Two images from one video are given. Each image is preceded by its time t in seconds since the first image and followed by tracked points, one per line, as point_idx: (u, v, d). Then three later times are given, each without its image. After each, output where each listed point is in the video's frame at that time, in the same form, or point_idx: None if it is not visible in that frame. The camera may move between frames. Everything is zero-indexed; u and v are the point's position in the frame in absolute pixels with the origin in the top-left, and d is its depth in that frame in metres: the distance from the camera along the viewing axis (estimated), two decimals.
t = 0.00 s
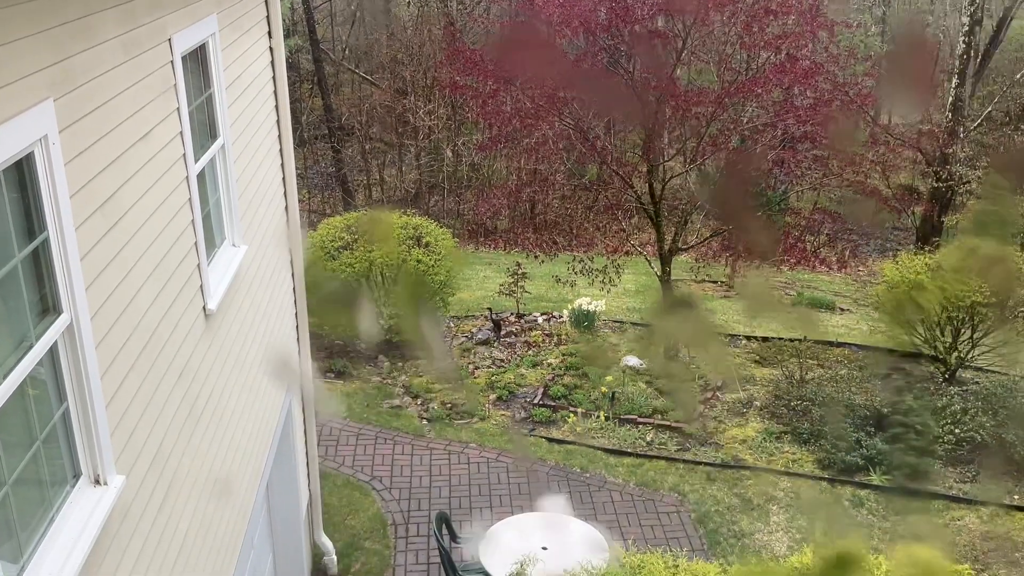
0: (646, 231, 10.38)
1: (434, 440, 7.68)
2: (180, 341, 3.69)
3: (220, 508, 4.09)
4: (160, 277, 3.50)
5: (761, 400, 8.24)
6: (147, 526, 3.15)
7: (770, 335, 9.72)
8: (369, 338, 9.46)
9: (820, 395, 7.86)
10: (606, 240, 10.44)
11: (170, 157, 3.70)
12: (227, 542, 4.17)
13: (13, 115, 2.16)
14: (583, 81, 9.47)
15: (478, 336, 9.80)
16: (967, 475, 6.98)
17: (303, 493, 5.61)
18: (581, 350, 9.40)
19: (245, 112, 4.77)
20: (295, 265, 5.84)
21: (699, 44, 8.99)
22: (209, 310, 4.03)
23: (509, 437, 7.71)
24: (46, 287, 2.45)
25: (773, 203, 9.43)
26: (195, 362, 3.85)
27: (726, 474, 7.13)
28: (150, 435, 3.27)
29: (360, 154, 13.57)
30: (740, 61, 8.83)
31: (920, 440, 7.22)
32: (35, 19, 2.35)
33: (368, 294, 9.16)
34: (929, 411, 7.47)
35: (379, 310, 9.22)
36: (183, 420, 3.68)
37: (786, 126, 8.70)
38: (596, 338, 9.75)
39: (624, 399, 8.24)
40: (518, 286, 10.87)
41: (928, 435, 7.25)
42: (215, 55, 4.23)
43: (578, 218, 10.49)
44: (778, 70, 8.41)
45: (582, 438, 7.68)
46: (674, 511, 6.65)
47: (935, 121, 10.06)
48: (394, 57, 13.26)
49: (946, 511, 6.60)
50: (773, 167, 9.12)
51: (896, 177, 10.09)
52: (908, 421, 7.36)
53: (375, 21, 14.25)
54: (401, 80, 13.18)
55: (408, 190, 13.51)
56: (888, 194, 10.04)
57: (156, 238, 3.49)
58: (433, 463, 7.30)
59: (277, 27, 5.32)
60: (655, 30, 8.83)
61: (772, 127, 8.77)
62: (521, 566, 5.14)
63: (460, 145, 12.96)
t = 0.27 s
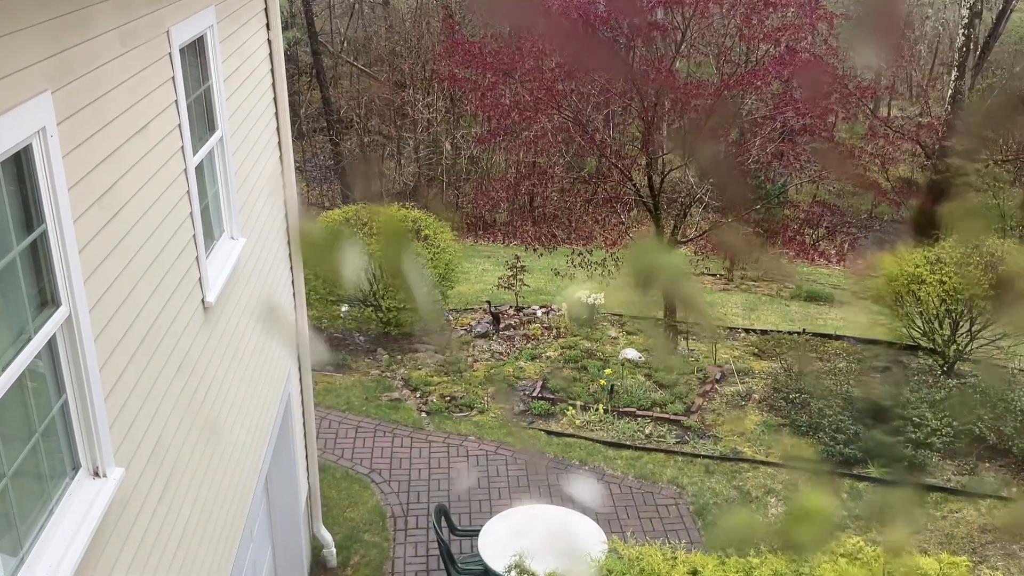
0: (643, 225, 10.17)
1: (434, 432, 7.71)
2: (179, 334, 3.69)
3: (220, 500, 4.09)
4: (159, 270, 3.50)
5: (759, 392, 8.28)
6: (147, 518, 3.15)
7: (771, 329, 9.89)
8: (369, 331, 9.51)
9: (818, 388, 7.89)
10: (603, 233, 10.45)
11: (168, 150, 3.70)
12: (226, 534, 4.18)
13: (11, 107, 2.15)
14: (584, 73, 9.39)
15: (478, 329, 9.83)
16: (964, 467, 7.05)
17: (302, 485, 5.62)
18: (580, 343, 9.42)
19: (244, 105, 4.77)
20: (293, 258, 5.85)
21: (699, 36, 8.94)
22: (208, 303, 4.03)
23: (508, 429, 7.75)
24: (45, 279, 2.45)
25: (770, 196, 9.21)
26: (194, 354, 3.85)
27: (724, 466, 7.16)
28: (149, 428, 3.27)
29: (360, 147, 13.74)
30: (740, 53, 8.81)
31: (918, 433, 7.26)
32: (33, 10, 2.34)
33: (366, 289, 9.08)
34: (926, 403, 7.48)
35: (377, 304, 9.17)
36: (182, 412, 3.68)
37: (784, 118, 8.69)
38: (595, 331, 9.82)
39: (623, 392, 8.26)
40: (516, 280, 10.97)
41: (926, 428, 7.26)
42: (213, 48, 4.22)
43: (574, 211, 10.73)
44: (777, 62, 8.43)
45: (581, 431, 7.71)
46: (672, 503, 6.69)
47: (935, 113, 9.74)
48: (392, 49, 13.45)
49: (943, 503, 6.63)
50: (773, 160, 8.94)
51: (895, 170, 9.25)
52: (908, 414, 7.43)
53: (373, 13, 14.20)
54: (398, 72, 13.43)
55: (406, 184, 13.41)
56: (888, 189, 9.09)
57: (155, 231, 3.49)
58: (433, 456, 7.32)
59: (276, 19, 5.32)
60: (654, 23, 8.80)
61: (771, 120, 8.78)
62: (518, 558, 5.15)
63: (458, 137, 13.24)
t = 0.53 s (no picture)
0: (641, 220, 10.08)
1: (432, 426, 7.70)
2: (177, 327, 3.68)
3: (219, 492, 4.10)
4: (158, 262, 3.50)
5: (758, 385, 8.28)
6: (146, 510, 3.16)
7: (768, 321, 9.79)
8: (367, 324, 9.51)
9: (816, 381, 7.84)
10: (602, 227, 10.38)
11: (166, 142, 3.69)
12: (225, 526, 4.18)
13: (9, 99, 2.14)
14: (583, 64, 9.20)
15: (476, 322, 9.81)
16: (961, 460, 7.08)
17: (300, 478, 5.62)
18: (579, 336, 9.41)
19: (241, 97, 4.75)
20: (291, 251, 5.84)
21: (699, 28, 8.71)
22: (206, 295, 4.03)
23: (507, 422, 7.75)
24: (43, 270, 2.44)
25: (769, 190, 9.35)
26: (192, 347, 3.85)
27: (723, 459, 7.17)
28: (147, 420, 3.27)
29: (359, 140, 13.64)
30: (739, 45, 8.70)
31: (916, 426, 7.22)
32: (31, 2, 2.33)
33: (365, 281, 9.10)
34: (925, 396, 7.40)
35: (377, 297, 9.21)
36: (181, 404, 3.68)
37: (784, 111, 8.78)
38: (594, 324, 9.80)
39: (622, 385, 8.25)
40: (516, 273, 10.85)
41: (924, 420, 7.24)
42: (211, 40, 4.21)
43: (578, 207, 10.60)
44: (776, 55, 8.30)
45: (579, 424, 7.70)
46: (671, 496, 6.70)
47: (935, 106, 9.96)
48: (391, 43, 13.64)
49: (941, 496, 6.64)
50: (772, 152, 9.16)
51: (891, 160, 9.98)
52: (906, 407, 7.32)
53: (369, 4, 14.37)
54: (396, 65, 13.59)
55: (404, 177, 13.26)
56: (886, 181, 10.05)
57: (153, 224, 3.48)
58: (431, 449, 7.32)
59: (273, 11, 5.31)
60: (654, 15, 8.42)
61: (770, 114, 8.84)
62: (517, 550, 5.15)
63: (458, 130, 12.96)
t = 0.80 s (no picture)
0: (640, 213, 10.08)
1: (431, 420, 7.71)
2: (176, 319, 3.68)
3: (219, 484, 4.11)
4: (156, 255, 3.50)
5: (757, 380, 8.28)
6: (146, 503, 3.16)
7: (766, 314, 9.76)
8: (367, 317, 9.52)
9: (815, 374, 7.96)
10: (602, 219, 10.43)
11: (164, 135, 3.68)
12: (225, 519, 4.18)
13: (7, 91, 2.13)
14: (581, 58, 9.12)
15: (475, 315, 9.79)
16: (958, 454, 7.01)
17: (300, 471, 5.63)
18: (578, 330, 9.40)
19: (239, 90, 4.74)
20: (291, 245, 5.84)
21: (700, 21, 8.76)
22: (205, 289, 4.02)
23: (506, 416, 7.77)
24: (42, 263, 2.44)
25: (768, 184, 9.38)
26: (192, 339, 3.85)
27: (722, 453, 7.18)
28: (147, 413, 3.27)
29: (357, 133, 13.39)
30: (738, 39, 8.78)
31: (914, 419, 7.28)
32: None
33: (364, 276, 9.09)
34: (923, 390, 7.49)
35: (376, 292, 9.16)
36: (180, 397, 3.68)
37: (783, 105, 8.69)
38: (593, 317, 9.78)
39: (621, 378, 8.27)
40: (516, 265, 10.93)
41: (921, 413, 7.32)
42: (209, 33, 4.21)
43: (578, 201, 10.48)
44: (776, 48, 8.33)
45: (578, 418, 7.73)
46: (670, 489, 6.69)
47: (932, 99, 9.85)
48: (389, 36, 13.47)
49: (940, 489, 6.66)
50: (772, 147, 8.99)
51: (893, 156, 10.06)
52: (904, 401, 7.41)
53: None
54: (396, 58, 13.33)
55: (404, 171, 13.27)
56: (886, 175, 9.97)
57: (151, 216, 3.47)
58: (431, 442, 7.34)
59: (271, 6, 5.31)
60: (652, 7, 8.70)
61: (768, 107, 8.73)
62: (517, 543, 5.17)
63: (456, 123, 12.96)
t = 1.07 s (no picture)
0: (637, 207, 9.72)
1: (430, 414, 7.82)
2: (175, 314, 3.69)
3: (218, 479, 4.14)
4: (155, 250, 3.51)
5: (753, 373, 8.31)
6: (145, 497, 3.18)
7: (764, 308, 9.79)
8: (365, 310, 9.43)
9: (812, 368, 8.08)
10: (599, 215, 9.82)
11: (163, 128, 3.69)
12: (224, 514, 4.21)
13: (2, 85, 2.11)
14: (582, 52, 9.25)
15: (474, 310, 9.80)
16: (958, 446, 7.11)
17: (298, 466, 5.65)
18: (576, 325, 9.45)
19: (236, 83, 4.74)
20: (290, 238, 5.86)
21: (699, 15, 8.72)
22: (204, 283, 4.03)
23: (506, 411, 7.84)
24: (40, 257, 2.43)
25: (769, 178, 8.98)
26: (190, 334, 3.86)
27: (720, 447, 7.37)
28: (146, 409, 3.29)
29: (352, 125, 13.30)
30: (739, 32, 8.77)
31: (912, 414, 7.41)
32: None
33: (362, 270, 9.19)
34: (922, 383, 7.58)
35: (373, 285, 9.29)
36: (180, 392, 3.70)
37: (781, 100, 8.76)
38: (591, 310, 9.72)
39: (620, 373, 8.41)
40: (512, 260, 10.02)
41: (919, 408, 7.44)
42: (207, 26, 4.22)
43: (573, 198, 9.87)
44: (774, 43, 8.54)
45: (577, 412, 7.84)
46: (672, 482, 6.90)
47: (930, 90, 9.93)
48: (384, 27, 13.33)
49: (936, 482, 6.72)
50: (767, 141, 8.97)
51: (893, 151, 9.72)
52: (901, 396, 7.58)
53: None
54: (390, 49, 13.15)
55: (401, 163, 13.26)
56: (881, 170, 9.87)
57: (151, 211, 3.48)
58: (429, 436, 7.46)
59: None
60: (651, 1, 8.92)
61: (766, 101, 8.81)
62: (514, 538, 5.24)
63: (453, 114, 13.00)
